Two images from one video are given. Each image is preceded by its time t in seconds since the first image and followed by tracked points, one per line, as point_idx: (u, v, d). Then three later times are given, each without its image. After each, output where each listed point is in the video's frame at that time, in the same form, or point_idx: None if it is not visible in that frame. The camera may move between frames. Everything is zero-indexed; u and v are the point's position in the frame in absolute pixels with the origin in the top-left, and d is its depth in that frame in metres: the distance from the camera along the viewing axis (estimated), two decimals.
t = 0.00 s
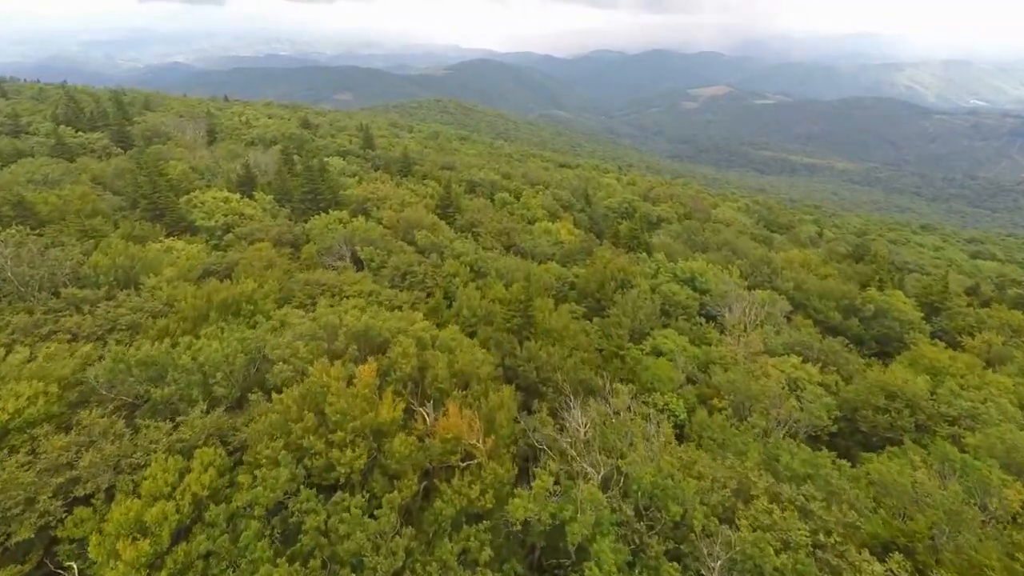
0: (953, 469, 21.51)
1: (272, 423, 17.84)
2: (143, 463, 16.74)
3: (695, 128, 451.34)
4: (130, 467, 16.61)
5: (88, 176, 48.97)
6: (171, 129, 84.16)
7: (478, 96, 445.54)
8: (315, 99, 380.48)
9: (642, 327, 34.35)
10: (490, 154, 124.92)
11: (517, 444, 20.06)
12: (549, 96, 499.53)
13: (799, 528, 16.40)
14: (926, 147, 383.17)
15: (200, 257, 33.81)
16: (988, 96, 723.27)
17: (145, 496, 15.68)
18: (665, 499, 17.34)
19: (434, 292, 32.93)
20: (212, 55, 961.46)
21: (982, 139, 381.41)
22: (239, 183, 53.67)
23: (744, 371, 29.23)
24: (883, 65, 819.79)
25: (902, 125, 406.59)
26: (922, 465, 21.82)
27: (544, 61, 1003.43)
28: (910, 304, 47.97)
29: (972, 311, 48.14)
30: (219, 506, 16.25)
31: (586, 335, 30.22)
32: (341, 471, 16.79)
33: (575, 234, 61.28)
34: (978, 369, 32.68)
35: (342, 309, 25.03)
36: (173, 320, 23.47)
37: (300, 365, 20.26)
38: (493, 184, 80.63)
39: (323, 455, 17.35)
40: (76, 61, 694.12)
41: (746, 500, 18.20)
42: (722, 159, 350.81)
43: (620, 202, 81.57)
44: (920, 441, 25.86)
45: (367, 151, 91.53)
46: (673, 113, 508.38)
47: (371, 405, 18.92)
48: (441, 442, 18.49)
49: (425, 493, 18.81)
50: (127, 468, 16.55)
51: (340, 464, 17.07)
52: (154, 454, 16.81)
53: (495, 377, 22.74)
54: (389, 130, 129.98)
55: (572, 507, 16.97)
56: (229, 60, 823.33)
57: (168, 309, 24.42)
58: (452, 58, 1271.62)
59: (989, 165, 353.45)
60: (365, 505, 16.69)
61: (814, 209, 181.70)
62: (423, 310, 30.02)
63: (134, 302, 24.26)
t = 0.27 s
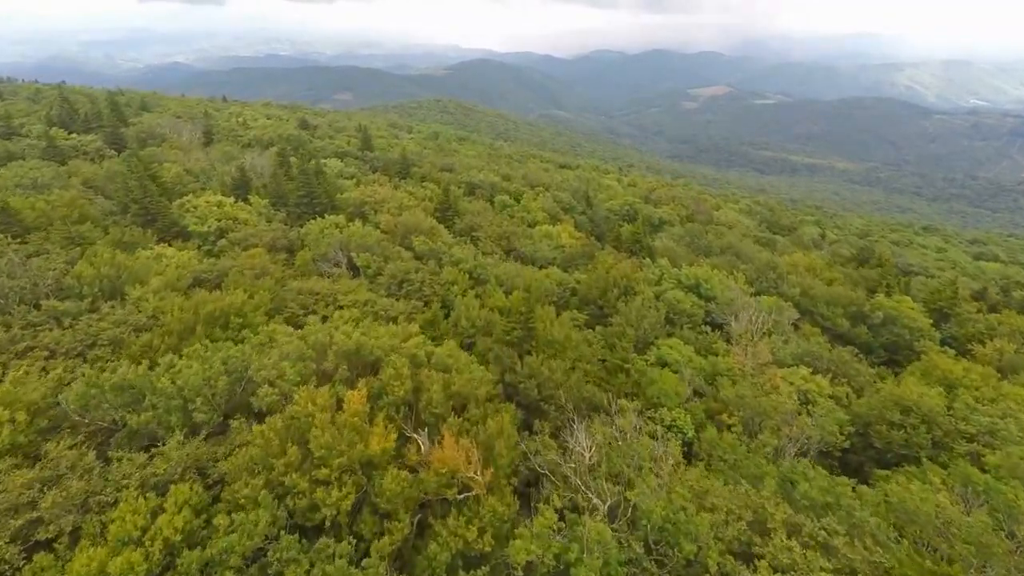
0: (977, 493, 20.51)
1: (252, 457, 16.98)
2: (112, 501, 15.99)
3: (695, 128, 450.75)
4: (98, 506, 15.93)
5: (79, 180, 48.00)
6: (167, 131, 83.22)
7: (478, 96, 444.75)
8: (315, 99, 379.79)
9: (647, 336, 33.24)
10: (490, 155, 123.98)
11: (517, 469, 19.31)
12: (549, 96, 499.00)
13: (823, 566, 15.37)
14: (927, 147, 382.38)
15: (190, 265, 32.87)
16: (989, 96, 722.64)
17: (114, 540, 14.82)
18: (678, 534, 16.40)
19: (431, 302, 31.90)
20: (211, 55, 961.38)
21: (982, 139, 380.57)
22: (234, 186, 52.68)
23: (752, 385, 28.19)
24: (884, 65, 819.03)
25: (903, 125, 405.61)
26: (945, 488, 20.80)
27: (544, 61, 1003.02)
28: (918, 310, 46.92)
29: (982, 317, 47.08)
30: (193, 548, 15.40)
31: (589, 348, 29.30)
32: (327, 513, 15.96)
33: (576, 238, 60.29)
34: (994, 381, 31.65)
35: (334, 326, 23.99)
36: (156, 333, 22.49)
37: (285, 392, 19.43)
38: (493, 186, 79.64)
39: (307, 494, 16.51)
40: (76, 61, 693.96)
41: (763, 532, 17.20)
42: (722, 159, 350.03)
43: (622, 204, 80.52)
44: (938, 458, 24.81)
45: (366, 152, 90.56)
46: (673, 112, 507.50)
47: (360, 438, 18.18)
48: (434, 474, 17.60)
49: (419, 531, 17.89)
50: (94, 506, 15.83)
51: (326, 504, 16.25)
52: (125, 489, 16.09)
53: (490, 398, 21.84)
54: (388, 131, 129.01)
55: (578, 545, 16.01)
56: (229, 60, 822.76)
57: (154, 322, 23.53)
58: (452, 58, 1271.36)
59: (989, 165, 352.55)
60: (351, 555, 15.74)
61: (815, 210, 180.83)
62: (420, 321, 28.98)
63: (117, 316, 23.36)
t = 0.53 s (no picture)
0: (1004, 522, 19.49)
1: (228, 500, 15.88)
2: (75, 546, 15.12)
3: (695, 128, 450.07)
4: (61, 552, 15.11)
5: (70, 184, 47.07)
6: (163, 133, 82.39)
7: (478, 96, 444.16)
8: (314, 100, 379.29)
9: (652, 346, 32.12)
10: (489, 156, 123.13)
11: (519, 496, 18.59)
12: (549, 97, 498.33)
13: None
14: (928, 147, 380.91)
15: (180, 274, 31.90)
16: (989, 96, 722.19)
17: None
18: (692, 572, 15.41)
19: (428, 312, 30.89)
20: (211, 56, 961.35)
21: (983, 140, 379.77)
22: (228, 190, 51.73)
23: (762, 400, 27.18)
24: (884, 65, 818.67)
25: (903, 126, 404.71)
26: (969, 516, 19.81)
27: (544, 61, 1002.83)
28: (927, 317, 45.84)
29: (993, 324, 46.03)
30: None
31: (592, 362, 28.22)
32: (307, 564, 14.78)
33: (576, 243, 59.34)
34: (1011, 393, 30.60)
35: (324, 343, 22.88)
36: (138, 349, 21.45)
37: (268, 420, 18.40)
38: (492, 188, 78.71)
39: (287, 543, 15.37)
40: (76, 62, 693.93)
41: (782, 569, 16.25)
42: (722, 159, 349.45)
43: (623, 206, 79.54)
44: (956, 478, 23.77)
45: (364, 154, 89.66)
46: (673, 113, 506.88)
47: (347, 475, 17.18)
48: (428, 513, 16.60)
49: None
50: (55, 552, 14.97)
51: (307, 553, 15.12)
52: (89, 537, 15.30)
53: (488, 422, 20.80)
54: (386, 132, 128.13)
55: None
56: (228, 60, 822.03)
57: (137, 336, 22.53)
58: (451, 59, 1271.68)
59: (990, 166, 351.69)
60: None
61: (816, 210, 180.02)
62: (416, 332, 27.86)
63: (99, 330, 22.37)
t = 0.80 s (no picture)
0: None
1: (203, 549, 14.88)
2: None
3: (695, 128, 448.96)
4: None
5: (60, 188, 46.02)
6: (159, 135, 81.35)
7: (478, 96, 443.37)
8: (313, 100, 378.48)
9: (658, 357, 31.04)
10: (489, 157, 122.23)
11: (522, 528, 17.94)
12: (549, 97, 497.27)
13: None
14: (929, 147, 380.16)
15: (169, 283, 30.86)
16: (989, 96, 721.17)
17: None
18: None
19: (426, 324, 29.91)
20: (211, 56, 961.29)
21: (984, 140, 378.85)
22: (223, 194, 50.68)
23: (772, 417, 26.22)
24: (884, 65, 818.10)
25: (904, 126, 403.63)
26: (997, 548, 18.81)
27: (544, 61, 1001.95)
28: (937, 323, 44.80)
29: (1004, 331, 45.02)
30: None
31: (596, 376, 27.19)
32: None
33: (577, 247, 58.37)
34: None
35: (315, 363, 21.79)
36: (120, 366, 20.43)
37: (252, 450, 17.47)
38: (492, 190, 77.66)
39: None
40: (76, 62, 694.65)
41: None
42: (722, 160, 348.54)
43: (624, 208, 78.51)
44: (978, 500, 22.76)
45: (363, 155, 88.60)
46: (674, 113, 505.98)
47: (335, 514, 16.34)
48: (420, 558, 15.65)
49: None
50: None
51: None
52: None
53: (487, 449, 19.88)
54: (385, 133, 127.05)
55: None
56: (228, 60, 821.03)
57: (119, 351, 21.47)
58: (451, 59, 1271.23)
59: (991, 166, 350.75)
60: None
61: (817, 211, 179.01)
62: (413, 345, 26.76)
63: (78, 346, 21.32)
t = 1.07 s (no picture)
0: None
1: None
2: None
3: (695, 128, 448.04)
4: None
5: (50, 193, 45.07)
6: (155, 136, 80.40)
7: (478, 96, 442.61)
8: (313, 100, 377.76)
9: (663, 369, 29.96)
10: (489, 158, 121.33)
11: (523, 566, 16.89)
12: (549, 97, 496.82)
13: None
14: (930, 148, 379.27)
15: (158, 293, 29.86)
16: (990, 96, 720.17)
17: None
18: None
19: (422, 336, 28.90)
20: (211, 56, 960.98)
21: (985, 140, 377.88)
22: (217, 198, 49.69)
23: (784, 434, 25.18)
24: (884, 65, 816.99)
25: (905, 126, 402.52)
26: None
27: (544, 61, 1001.23)
28: (947, 331, 43.77)
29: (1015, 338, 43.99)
30: None
31: (600, 391, 26.14)
32: None
33: (578, 251, 57.42)
34: None
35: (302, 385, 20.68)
36: (99, 386, 19.48)
37: (231, 487, 16.46)
38: (492, 193, 76.65)
39: None
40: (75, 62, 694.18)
41: None
42: (723, 160, 347.65)
43: (626, 210, 77.52)
44: (1001, 525, 21.74)
45: (361, 157, 87.61)
46: (674, 113, 505.09)
47: (319, 561, 15.26)
48: None
49: None
50: None
51: None
52: None
53: (484, 482, 18.79)
54: (384, 133, 126.07)
55: None
56: (228, 60, 820.26)
57: (98, 370, 20.49)
58: (451, 59, 1270.65)
59: (992, 166, 349.65)
60: None
61: (819, 212, 178.11)
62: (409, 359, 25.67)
63: (56, 364, 20.31)
